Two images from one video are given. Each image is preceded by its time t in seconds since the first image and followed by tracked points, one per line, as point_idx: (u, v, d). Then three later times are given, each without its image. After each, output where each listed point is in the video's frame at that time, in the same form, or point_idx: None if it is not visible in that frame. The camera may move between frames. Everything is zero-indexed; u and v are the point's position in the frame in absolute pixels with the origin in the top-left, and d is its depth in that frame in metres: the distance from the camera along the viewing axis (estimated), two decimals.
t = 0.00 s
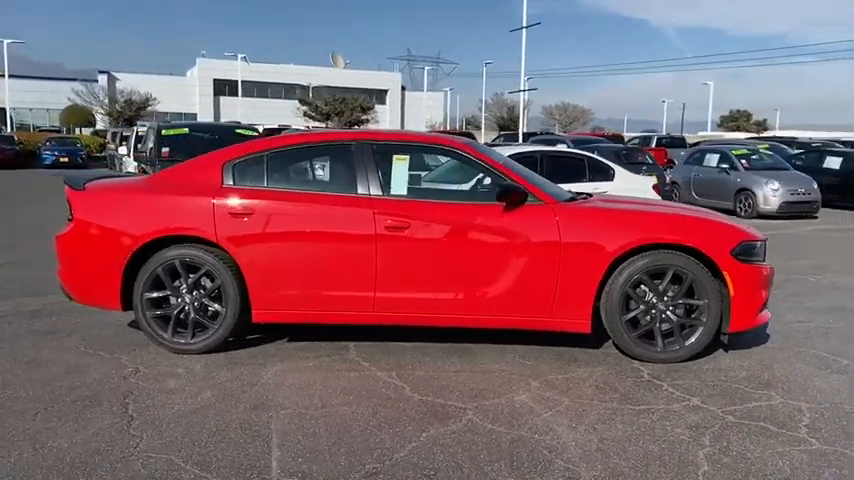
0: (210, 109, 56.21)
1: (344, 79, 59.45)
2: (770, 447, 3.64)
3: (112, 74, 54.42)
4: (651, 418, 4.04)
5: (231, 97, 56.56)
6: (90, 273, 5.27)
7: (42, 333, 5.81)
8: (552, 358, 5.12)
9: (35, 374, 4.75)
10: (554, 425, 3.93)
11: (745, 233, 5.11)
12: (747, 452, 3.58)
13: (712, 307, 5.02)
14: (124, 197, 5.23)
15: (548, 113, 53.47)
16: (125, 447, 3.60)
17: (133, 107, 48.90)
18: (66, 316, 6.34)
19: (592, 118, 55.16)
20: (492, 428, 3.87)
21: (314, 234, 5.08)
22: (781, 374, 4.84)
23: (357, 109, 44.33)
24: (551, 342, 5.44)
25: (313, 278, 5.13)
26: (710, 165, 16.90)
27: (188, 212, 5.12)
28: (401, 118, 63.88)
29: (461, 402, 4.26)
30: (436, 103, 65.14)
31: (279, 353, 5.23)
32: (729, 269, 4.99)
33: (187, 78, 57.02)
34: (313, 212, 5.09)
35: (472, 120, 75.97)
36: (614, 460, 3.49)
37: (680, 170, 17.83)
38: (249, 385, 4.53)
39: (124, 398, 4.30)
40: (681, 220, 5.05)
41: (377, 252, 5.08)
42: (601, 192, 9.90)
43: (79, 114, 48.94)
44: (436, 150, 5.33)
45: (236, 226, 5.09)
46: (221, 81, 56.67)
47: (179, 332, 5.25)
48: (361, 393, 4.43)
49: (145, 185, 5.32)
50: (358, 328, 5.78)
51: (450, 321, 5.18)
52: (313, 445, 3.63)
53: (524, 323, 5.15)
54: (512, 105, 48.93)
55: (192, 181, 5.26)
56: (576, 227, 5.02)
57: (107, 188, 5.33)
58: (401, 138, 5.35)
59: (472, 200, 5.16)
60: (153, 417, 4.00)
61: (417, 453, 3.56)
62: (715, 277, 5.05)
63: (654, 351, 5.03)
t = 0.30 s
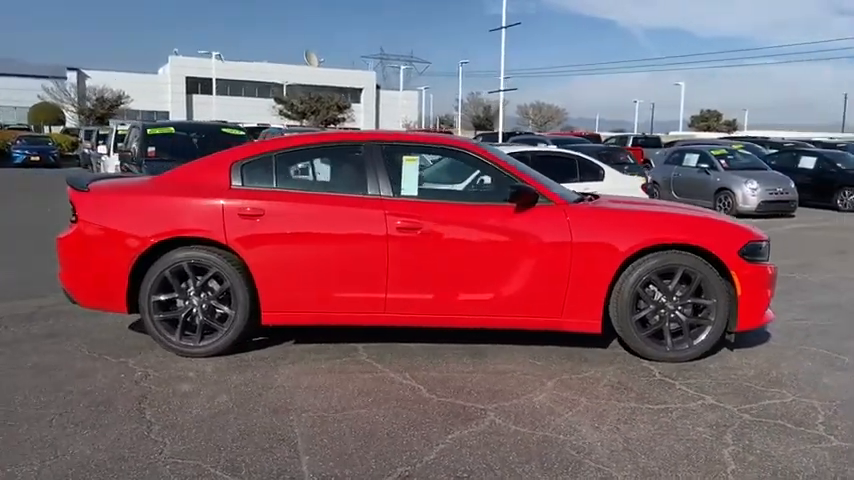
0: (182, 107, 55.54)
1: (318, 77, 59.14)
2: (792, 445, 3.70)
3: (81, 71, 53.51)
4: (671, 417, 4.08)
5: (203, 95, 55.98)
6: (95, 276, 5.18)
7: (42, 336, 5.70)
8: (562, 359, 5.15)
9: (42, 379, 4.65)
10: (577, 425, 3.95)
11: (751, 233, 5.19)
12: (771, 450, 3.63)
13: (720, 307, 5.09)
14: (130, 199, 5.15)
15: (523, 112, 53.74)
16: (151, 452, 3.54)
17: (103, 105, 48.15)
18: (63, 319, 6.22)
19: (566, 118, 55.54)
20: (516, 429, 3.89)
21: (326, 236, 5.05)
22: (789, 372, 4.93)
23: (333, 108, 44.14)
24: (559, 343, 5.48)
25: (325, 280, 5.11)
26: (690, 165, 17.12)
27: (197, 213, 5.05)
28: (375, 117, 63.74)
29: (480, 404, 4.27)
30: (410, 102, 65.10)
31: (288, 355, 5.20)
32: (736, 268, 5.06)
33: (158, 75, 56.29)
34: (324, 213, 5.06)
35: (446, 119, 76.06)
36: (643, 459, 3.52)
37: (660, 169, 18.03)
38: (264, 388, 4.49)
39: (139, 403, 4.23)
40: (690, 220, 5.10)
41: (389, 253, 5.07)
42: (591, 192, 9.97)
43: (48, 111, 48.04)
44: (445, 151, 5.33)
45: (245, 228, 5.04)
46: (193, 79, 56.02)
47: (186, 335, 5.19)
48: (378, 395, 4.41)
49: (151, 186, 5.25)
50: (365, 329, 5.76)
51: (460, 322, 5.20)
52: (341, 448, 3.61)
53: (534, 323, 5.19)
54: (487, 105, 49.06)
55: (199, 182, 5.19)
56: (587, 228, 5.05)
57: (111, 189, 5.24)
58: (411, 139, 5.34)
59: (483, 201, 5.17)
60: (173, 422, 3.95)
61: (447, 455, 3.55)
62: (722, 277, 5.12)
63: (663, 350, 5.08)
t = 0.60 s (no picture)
0: (157, 104, 54.89)
1: (295, 75, 58.79)
2: (815, 440, 3.77)
3: (52, 67, 52.63)
4: (693, 414, 4.14)
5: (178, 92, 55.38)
6: (105, 276, 5.11)
7: (47, 337, 5.60)
8: (576, 358, 5.19)
9: (57, 381, 4.58)
10: (604, 423, 3.98)
11: (760, 233, 5.26)
12: (796, 445, 3.70)
13: (731, 305, 5.17)
14: (142, 198, 5.08)
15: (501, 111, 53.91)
16: (182, 455, 3.51)
17: (76, 102, 47.41)
18: (66, 320, 6.12)
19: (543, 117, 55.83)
20: (543, 428, 3.91)
21: (341, 235, 5.04)
22: (799, 369, 5.01)
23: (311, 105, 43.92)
24: (571, 342, 5.51)
25: (340, 280, 5.09)
26: (674, 164, 17.32)
27: (211, 213, 5.01)
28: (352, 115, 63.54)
29: (504, 403, 4.28)
30: (387, 100, 65.00)
31: (302, 355, 5.17)
32: (747, 267, 5.14)
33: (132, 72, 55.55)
34: (340, 213, 5.05)
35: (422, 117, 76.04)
36: (674, 457, 3.56)
37: (644, 168, 18.21)
38: (285, 389, 4.47)
39: (160, 405, 4.19)
40: (701, 220, 5.17)
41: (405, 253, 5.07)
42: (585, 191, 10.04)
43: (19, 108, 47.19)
44: (460, 151, 5.33)
45: (260, 227, 5.01)
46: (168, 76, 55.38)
47: (199, 336, 5.13)
48: (400, 395, 4.41)
49: (163, 185, 5.19)
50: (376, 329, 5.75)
51: (475, 321, 5.21)
52: (374, 449, 3.61)
53: (548, 322, 5.22)
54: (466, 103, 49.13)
55: (212, 182, 5.15)
56: (602, 227, 5.09)
57: (121, 188, 5.17)
58: (424, 139, 5.33)
59: (497, 201, 5.18)
60: (199, 424, 3.91)
61: (480, 454, 3.56)
62: (733, 276, 5.19)
63: (676, 348, 5.14)
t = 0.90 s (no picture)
0: (133, 101, 54.23)
1: (274, 72, 58.42)
2: (832, 436, 3.84)
3: (26, 62, 51.78)
4: (710, 412, 4.19)
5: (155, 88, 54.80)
6: (115, 276, 5.07)
7: (50, 337, 5.53)
8: (586, 356, 5.23)
9: (68, 383, 4.52)
10: (623, 421, 4.03)
11: (766, 232, 5.34)
12: (814, 441, 3.77)
13: (738, 304, 5.24)
14: (152, 197, 5.04)
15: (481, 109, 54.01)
16: (209, 456, 3.48)
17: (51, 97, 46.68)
18: (67, 321, 6.04)
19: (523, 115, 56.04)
20: (565, 426, 3.94)
21: (353, 235, 5.03)
22: (805, 366, 5.10)
23: (291, 102, 43.67)
24: (579, 341, 5.56)
25: (352, 279, 5.08)
26: (658, 164, 17.49)
27: (223, 212, 4.97)
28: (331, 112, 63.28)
29: (522, 401, 4.31)
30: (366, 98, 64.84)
31: (313, 355, 5.16)
32: (753, 266, 5.22)
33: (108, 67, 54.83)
34: (352, 212, 5.04)
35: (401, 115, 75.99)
36: (698, 453, 3.61)
37: (628, 167, 18.36)
38: (302, 389, 4.45)
39: (178, 406, 4.15)
40: (709, 220, 5.24)
41: (417, 252, 5.07)
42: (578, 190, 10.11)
43: None
44: (470, 150, 5.34)
45: (273, 227, 4.98)
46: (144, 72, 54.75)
47: (209, 336, 5.10)
48: (418, 394, 4.41)
49: (172, 183, 5.15)
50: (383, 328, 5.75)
51: (486, 320, 5.24)
52: (401, 448, 3.61)
53: (558, 321, 5.26)
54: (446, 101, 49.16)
55: (223, 181, 5.12)
56: (612, 227, 5.14)
57: (130, 187, 5.12)
58: (435, 138, 5.34)
59: (509, 200, 5.20)
60: (220, 424, 3.89)
61: (507, 453, 3.58)
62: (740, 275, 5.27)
63: (684, 347, 5.21)
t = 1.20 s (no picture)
0: (111, 95, 53.52)
1: (254, 67, 57.98)
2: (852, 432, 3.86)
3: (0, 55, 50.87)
4: (728, 408, 4.20)
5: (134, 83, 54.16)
6: (121, 272, 4.99)
7: (51, 335, 5.42)
8: (597, 352, 5.22)
9: (76, 381, 4.42)
10: (644, 417, 4.02)
11: (774, 229, 5.37)
12: (835, 437, 3.78)
13: (747, 299, 5.27)
14: (160, 191, 4.94)
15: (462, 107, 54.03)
16: (233, 455, 3.42)
17: (27, 91, 45.91)
18: (65, 318, 5.92)
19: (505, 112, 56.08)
20: (586, 423, 3.92)
21: (365, 230, 4.98)
22: (813, 362, 5.14)
23: (273, 98, 43.36)
24: (587, 337, 5.56)
25: (363, 275, 5.03)
26: (645, 162, 17.59)
27: (232, 207, 4.90)
28: (312, 109, 62.96)
29: (540, 398, 4.28)
30: (347, 94, 64.57)
31: (322, 352, 5.10)
32: (762, 262, 5.25)
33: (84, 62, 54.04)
34: (363, 208, 4.98)
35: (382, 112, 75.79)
36: (723, 449, 3.61)
37: (614, 165, 18.45)
38: (317, 387, 4.39)
39: (193, 404, 4.07)
40: (719, 216, 5.25)
41: (429, 248, 5.03)
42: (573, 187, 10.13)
43: None
44: (481, 145, 5.30)
45: (283, 222, 4.91)
46: (122, 66, 54.05)
47: (218, 333, 5.02)
48: (434, 391, 4.37)
49: (179, 177, 5.05)
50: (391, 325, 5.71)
51: (496, 316, 5.22)
52: (425, 446, 3.57)
53: (569, 317, 5.25)
54: (428, 99, 49.05)
55: (232, 175, 5.04)
56: (623, 223, 5.14)
57: (137, 181, 5.03)
58: (446, 133, 5.29)
59: (520, 196, 5.17)
60: (238, 422, 3.83)
61: (533, 449, 3.56)
62: (748, 271, 5.29)
63: (694, 343, 5.23)
